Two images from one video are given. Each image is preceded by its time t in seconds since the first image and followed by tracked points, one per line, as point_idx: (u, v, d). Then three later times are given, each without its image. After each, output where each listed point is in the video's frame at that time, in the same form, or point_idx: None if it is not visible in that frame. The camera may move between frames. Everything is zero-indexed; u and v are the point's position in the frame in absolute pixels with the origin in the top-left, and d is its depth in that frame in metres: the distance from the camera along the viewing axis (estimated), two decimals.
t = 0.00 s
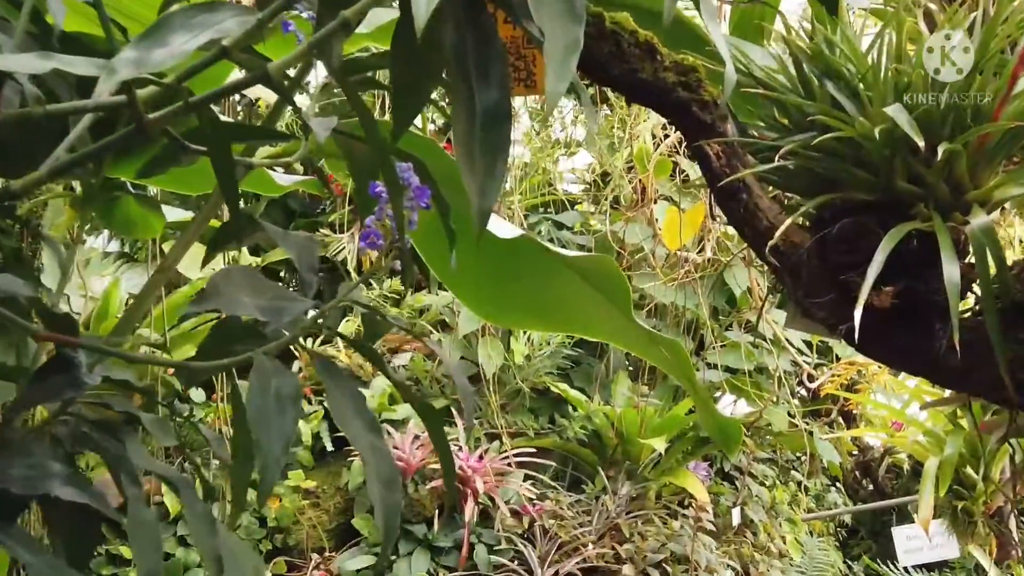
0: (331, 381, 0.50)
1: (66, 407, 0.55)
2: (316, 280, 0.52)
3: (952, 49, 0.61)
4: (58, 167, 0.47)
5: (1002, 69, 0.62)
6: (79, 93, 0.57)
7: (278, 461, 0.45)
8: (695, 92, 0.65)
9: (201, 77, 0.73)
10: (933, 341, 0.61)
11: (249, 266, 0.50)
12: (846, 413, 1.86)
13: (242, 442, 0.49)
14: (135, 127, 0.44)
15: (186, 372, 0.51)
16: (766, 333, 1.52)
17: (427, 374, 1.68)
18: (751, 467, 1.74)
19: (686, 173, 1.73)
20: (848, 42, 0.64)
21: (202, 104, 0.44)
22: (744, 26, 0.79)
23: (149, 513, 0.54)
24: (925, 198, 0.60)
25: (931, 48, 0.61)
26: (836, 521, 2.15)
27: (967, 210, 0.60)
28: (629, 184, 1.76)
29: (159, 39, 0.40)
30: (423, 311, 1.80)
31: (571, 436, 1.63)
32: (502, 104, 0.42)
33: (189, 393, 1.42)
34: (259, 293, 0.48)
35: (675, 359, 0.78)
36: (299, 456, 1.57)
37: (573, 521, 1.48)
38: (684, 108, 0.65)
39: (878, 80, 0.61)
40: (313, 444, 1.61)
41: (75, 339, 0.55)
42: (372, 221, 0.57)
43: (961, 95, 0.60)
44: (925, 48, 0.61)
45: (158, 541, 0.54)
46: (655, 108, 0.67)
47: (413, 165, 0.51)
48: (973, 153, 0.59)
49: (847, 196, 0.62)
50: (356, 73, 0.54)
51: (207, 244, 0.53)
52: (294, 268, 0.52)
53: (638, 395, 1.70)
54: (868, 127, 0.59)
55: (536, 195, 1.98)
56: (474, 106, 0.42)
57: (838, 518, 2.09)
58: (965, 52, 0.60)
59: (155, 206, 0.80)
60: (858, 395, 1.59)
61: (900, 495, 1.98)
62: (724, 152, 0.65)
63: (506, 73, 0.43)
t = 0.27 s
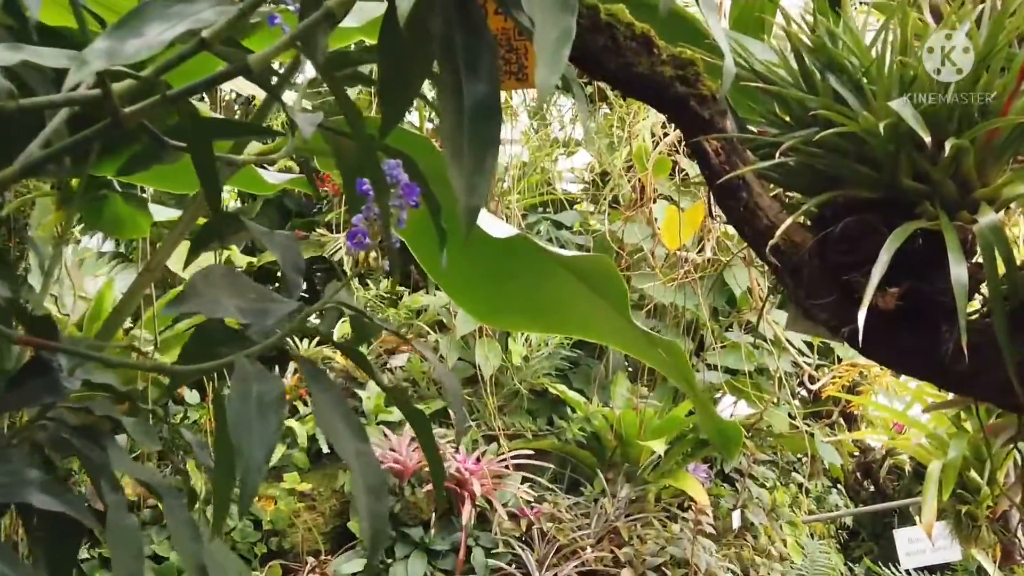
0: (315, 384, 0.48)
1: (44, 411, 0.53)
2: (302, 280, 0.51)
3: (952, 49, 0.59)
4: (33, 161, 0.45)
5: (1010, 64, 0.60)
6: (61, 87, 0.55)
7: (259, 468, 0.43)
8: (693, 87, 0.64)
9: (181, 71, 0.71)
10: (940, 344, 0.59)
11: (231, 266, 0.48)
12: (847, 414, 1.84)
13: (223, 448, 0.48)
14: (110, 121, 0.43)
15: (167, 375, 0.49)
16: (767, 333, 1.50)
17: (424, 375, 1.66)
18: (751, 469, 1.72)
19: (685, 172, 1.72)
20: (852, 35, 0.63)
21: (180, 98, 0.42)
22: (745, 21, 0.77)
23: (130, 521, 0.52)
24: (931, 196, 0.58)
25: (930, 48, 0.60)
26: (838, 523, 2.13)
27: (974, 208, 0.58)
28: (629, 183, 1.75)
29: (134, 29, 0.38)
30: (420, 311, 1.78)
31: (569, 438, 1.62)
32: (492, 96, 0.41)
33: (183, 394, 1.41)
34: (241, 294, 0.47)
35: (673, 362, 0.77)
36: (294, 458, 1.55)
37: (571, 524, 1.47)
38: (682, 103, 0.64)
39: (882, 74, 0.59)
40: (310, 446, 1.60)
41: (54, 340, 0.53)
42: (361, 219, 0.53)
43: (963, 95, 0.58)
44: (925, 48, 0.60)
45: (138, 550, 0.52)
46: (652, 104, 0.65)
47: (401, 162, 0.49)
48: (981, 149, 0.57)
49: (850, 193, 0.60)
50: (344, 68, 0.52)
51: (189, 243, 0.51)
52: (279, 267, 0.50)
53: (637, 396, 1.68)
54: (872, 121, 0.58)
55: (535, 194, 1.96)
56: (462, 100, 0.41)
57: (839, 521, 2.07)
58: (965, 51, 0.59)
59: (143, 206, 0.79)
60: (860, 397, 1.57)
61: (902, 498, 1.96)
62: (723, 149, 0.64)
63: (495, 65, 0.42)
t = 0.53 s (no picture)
0: (302, 389, 0.46)
1: (24, 418, 0.52)
2: (289, 282, 0.49)
3: (952, 49, 0.58)
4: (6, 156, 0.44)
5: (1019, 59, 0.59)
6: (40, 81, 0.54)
7: (242, 476, 0.41)
8: (692, 81, 0.62)
9: (161, 62, 0.69)
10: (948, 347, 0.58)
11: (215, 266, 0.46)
12: (849, 416, 1.82)
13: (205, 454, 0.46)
14: (87, 117, 0.41)
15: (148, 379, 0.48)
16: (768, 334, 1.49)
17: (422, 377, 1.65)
18: (753, 472, 1.71)
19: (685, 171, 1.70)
20: (857, 29, 0.62)
21: (157, 92, 0.41)
22: (747, 16, 0.76)
23: (111, 530, 0.51)
24: (938, 195, 0.57)
25: (930, 49, 0.58)
26: (839, 526, 2.11)
27: (983, 206, 0.57)
28: (629, 183, 1.73)
29: (111, 20, 0.37)
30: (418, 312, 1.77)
31: (568, 440, 1.60)
32: (482, 91, 0.39)
33: (178, 396, 1.39)
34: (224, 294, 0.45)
35: (672, 365, 0.75)
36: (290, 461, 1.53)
37: (571, 527, 1.45)
38: (681, 98, 0.63)
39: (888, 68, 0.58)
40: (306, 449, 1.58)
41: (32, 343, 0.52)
42: (348, 219, 0.52)
43: (963, 95, 0.57)
44: (924, 47, 0.58)
45: (119, 560, 0.51)
46: (651, 99, 0.64)
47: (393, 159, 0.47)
48: (991, 146, 0.56)
49: (855, 191, 0.59)
50: (332, 63, 0.51)
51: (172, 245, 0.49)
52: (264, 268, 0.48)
53: (636, 398, 1.67)
54: (878, 117, 0.56)
55: (534, 194, 1.95)
56: (451, 94, 0.39)
57: (840, 523, 2.05)
58: (966, 52, 0.57)
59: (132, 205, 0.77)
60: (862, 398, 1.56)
61: (904, 500, 1.94)
62: (724, 146, 0.62)
63: (487, 58, 0.40)
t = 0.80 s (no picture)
0: (288, 393, 0.45)
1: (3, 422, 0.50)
2: (277, 281, 0.47)
3: (952, 49, 0.56)
4: None
5: None
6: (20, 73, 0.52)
7: (225, 484, 0.40)
8: (693, 74, 0.61)
9: (145, 51, 0.67)
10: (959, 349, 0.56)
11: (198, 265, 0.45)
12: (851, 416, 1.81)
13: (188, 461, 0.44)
14: (62, 110, 0.40)
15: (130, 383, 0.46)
16: (770, 334, 1.47)
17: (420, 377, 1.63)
18: (754, 473, 1.69)
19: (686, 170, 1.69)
20: (864, 20, 0.60)
21: (133, 83, 0.39)
22: (749, 10, 0.74)
23: (94, 539, 0.49)
24: (949, 191, 0.56)
25: (930, 48, 0.57)
26: (841, 527, 2.09)
27: (995, 203, 0.55)
28: (629, 181, 1.71)
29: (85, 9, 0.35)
30: (416, 312, 1.75)
31: (568, 441, 1.59)
32: (474, 83, 0.37)
33: (173, 397, 1.37)
34: (208, 294, 0.43)
35: (673, 366, 0.74)
36: (287, 463, 1.51)
37: (570, 529, 1.43)
38: (682, 92, 0.61)
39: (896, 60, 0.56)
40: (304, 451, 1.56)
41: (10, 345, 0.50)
42: (338, 217, 0.50)
43: (958, 94, 0.56)
44: (923, 48, 0.57)
45: (102, 568, 0.49)
46: (651, 93, 0.62)
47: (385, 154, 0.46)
48: (1003, 141, 0.55)
49: (862, 187, 0.57)
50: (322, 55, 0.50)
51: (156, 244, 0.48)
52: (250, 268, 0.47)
53: (637, 399, 1.65)
54: (885, 110, 0.55)
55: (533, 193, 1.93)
56: (441, 85, 0.37)
57: (842, 525, 2.03)
58: (965, 52, 0.56)
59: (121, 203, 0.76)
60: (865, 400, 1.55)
61: (906, 501, 1.93)
62: (726, 141, 0.60)
63: (478, 48, 0.38)
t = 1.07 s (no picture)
0: (275, 395, 0.43)
1: None
2: (264, 280, 0.45)
3: (951, 49, 0.55)
4: None
5: None
6: None
7: (208, 489, 0.38)
8: (694, 65, 0.59)
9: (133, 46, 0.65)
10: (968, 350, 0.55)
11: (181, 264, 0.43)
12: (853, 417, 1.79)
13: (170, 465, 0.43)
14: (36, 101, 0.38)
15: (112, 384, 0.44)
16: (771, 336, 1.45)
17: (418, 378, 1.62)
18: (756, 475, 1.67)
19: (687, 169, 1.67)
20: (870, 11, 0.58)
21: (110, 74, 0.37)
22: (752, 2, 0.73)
23: (76, 545, 0.47)
24: (960, 186, 0.54)
25: (930, 48, 0.55)
26: (842, 529, 2.08)
27: (1006, 199, 0.54)
28: (630, 181, 1.70)
29: None
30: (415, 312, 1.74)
31: (568, 442, 1.57)
32: (465, 71, 0.36)
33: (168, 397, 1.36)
34: (192, 293, 0.42)
35: (672, 367, 0.72)
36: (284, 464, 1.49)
37: (569, 532, 1.41)
38: (682, 83, 0.59)
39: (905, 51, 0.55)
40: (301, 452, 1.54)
41: None
42: (326, 212, 0.49)
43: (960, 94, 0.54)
44: (923, 47, 0.55)
45: None
46: (651, 85, 0.60)
47: (376, 148, 0.44)
48: (1014, 135, 0.53)
49: (869, 183, 0.56)
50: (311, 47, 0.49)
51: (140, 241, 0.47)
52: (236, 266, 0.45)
53: (637, 400, 1.64)
54: (894, 101, 0.54)
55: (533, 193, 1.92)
56: (431, 74, 0.36)
57: (844, 526, 2.02)
58: (966, 52, 0.55)
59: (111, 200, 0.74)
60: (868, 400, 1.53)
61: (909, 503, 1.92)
62: (727, 135, 0.59)
63: (470, 35, 0.37)
